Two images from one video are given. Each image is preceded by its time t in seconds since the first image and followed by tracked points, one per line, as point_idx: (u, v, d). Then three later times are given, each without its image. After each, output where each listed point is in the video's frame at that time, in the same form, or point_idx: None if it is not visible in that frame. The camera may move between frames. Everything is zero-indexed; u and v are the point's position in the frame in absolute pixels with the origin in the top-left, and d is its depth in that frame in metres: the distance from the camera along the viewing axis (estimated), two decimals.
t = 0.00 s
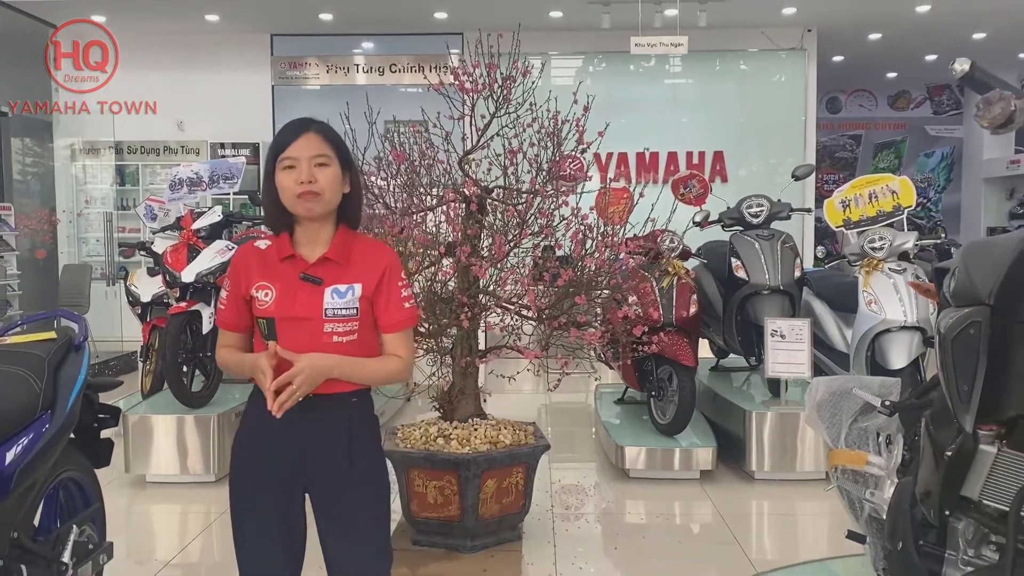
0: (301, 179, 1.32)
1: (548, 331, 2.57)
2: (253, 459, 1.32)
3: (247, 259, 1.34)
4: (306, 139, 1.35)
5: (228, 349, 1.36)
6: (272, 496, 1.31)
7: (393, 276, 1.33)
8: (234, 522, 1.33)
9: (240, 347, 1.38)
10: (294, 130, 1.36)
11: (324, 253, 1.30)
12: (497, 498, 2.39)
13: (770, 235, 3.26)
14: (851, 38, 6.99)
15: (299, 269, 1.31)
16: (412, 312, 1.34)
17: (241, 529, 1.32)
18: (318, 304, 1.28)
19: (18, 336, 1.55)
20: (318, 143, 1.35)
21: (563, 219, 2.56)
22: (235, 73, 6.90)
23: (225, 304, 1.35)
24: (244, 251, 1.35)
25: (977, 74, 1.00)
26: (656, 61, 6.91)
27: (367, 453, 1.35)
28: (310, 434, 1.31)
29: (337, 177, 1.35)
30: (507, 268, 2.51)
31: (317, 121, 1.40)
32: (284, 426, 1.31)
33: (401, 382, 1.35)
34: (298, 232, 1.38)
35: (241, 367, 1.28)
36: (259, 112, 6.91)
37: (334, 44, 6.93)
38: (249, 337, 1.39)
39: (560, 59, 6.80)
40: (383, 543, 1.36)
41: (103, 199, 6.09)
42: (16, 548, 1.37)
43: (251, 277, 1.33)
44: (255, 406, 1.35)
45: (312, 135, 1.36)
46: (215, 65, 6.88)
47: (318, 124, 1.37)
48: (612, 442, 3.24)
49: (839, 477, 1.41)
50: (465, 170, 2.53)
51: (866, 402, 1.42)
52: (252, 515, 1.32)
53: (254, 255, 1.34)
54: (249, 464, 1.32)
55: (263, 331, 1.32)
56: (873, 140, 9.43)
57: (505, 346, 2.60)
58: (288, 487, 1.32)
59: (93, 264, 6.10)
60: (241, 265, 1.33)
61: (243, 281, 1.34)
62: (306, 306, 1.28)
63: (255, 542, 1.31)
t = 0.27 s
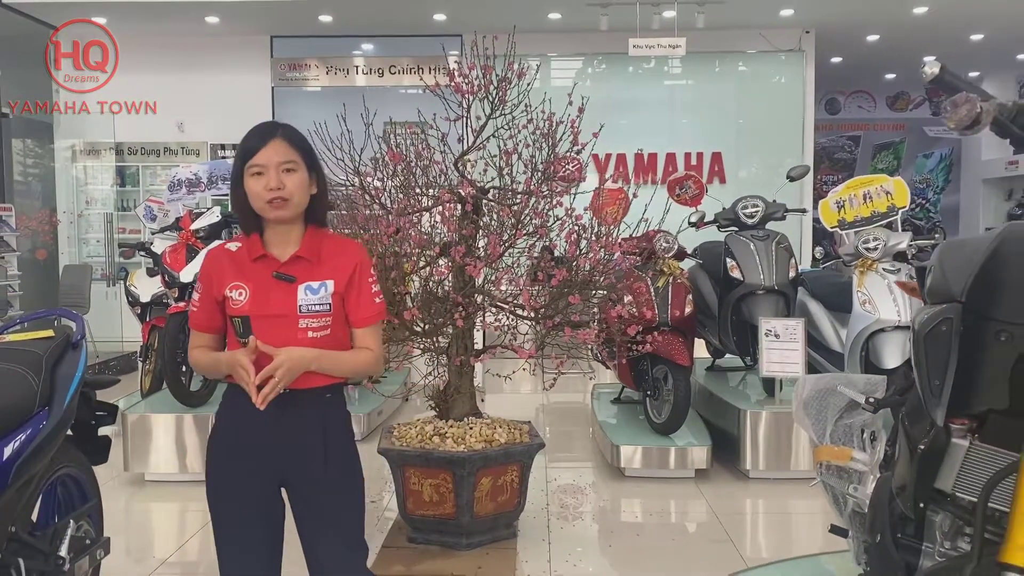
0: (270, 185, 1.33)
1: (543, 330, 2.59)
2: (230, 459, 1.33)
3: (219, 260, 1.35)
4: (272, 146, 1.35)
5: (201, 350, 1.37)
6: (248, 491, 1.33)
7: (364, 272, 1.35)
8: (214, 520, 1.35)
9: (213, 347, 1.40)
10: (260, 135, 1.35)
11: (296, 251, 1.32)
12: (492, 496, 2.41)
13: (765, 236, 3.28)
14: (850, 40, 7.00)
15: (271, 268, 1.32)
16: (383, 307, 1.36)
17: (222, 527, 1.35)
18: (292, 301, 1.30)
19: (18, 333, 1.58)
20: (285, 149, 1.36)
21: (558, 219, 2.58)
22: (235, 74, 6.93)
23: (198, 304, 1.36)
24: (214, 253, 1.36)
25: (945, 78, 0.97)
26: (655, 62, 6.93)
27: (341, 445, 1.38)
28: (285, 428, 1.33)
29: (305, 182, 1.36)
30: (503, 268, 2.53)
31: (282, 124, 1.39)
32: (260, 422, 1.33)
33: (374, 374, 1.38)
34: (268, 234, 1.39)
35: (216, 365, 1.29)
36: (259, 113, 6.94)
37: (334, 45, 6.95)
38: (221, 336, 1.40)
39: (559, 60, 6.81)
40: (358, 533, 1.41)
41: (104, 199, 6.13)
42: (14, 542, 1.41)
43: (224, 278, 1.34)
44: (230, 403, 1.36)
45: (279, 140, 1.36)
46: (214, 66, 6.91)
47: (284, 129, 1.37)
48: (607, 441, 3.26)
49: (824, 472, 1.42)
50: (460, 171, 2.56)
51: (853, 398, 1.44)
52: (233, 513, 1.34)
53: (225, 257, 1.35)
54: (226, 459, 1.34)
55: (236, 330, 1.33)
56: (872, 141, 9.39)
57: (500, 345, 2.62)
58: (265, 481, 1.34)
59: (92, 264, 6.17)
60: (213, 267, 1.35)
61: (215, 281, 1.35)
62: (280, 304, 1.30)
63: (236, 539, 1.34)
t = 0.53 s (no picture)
0: (250, 185, 1.34)
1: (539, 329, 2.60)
2: (217, 450, 1.35)
3: (200, 260, 1.36)
4: (253, 146, 1.37)
5: (183, 349, 1.36)
6: (233, 482, 1.35)
7: (344, 269, 1.38)
8: (202, 511, 1.37)
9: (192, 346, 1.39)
10: (240, 136, 1.37)
11: (277, 250, 1.34)
12: (488, 493, 2.43)
13: (761, 236, 3.30)
14: (849, 40, 7.00)
15: (252, 266, 1.34)
16: (363, 302, 1.39)
17: (210, 517, 1.37)
18: (274, 299, 1.32)
19: (15, 330, 1.60)
20: (266, 149, 1.37)
21: (553, 219, 2.60)
22: (234, 75, 6.95)
23: (179, 305, 1.36)
24: (195, 253, 1.37)
25: (921, 76, 0.89)
26: (655, 64, 6.94)
27: (326, 437, 1.40)
28: (270, 419, 1.35)
29: (284, 182, 1.38)
30: (499, 267, 2.55)
31: (262, 125, 1.41)
32: (246, 415, 1.35)
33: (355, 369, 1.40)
34: (248, 234, 1.40)
35: (201, 360, 1.29)
36: (260, 114, 6.97)
37: (333, 46, 6.96)
38: (203, 336, 1.40)
39: (559, 61, 6.84)
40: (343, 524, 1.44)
41: (104, 200, 6.17)
42: (12, 535, 1.45)
43: (205, 277, 1.34)
44: (215, 397, 1.38)
45: (259, 140, 1.37)
46: (214, 67, 6.93)
47: (264, 129, 1.39)
48: (604, 440, 3.28)
49: (810, 467, 1.45)
50: (457, 171, 2.58)
51: (838, 394, 1.47)
52: (219, 505, 1.36)
53: (207, 257, 1.36)
54: (213, 450, 1.35)
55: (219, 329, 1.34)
56: (871, 142, 9.29)
57: (497, 344, 2.64)
58: (250, 471, 1.35)
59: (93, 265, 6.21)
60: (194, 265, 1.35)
61: (196, 281, 1.35)
62: (263, 301, 1.31)
63: (224, 529, 1.36)
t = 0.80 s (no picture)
0: (243, 182, 1.35)
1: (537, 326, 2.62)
2: (212, 444, 1.37)
3: (190, 257, 1.36)
4: (245, 143, 1.37)
5: (177, 345, 1.37)
6: (230, 474, 1.37)
7: (335, 263, 1.39)
8: (199, 498, 1.39)
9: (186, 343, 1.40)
10: (233, 133, 1.38)
11: (269, 245, 1.35)
12: (486, 490, 2.44)
13: (759, 235, 3.31)
14: (849, 40, 7.00)
15: (245, 263, 1.34)
16: (355, 296, 1.41)
17: (206, 508, 1.38)
18: (267, 294, 1.33)
19: (16, 325, 1.62)
20: (258, 146, 1.39)
21: (551, 217, 2.61)
22: (235, 75, 6.97)
23: (172, 302, 1.36)
24: (185, 250, 1.37)
25: (907, 70, 0.89)
26: (655, 64, 6.95)
27: (321, 430, 1.41)
28: (265, 413, 1.36)
29: (276, 179, 1.40)
30: (497, 265, 2.57)
31: (253, 122, 1.42)
32: (242, 410, 1.36)
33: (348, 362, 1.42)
34: (239, 230, 1.41)
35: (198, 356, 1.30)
36: (261, 113, 6.99)
37: (334, 46, 6.97)
38: (195, 332, 1.41)
39: (560, 61, 6.85)
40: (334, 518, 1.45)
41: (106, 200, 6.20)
42: (12, 527, 1.46)
43: (197, 273, 1.35)
44: (211, 391, 1.39)
45: (251, 138, 1.38)
46: (215, 67, 6.95)
47: (255, 127, 1.40)
48: (602, 437, 3.29)
49: (804, 461, 1.46)
50: (456, 169, 2.59)
51: (833, 389, 1.47)
52: (214, 493, 1.38)
53: (197, 253, 1.36)
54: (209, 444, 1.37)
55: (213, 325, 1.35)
56: (871, 142, 9.27)
57: (495, 341, 2.65)
58: (247, 464, 1.37)
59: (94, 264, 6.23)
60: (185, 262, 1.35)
61: (188, 278, 1.36)
62: (257, 296, 1.33)
63: (219, 517, 1.38)
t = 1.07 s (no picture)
0: (245, 181, 1.36)
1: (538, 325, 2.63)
2: (211, 439, 1.38)
3: (192, 256, 1.37)
4: (247, 142, 1.38)
5: (179, 343, 1.39)
6: (228, 470, 1.37)
7: (334, 262, 1.39)
8: (200, 495, 1.41)
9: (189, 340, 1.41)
10: (236, 132, 1.39)
11: (267, 245, 1.35)
12: (487, 488, 2.46)
13: (759, 234, 3.32)
14: (851, 40, 7.00)
15: (244, 262, 1.36)
16: (354, 295, 1.41)
17: (206, 502, 1.40)
18: (266, 293, 1.34)
19: (22, 323, 1.64)
20: (260, 145, 1.39)
21: (552, 216, 2.62)
22: (238, 75, 6.98)
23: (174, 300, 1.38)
24: (187, 248, 1.38)
25: (899, 71, 0.92)
26: (657, 64, 6.96)
27: (319, 428, 1.41)
28: (263, 410, 1.36)
29: (278, 179, 1.41)
30: (498, 264, 2.58)
31: (255, 120, 1.43)
32: (240, 406, 1.36)
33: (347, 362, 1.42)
34: (241, 228, 1.42)
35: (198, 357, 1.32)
36: (263, 113, 7.01)
37: (336, 46, 6.98)
38: (197, 330, 1.42)
39: (562, 61, 6.86)
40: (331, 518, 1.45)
41: (109, 200, 6.28)
42: (18, 522, 1.49)
43: (198, 271, 1.36)
44: (212, 388, 1.40)
45: (254, 137, 1.39)
46: (218, 68, 6.97)
47: (257, 126, 1.41)
48: (603, 436, 3.31)
49: (801, 458, 1.48)
50: (457, 169, 2.60)
51: (829, 386, 1.50)
52: (214, 491, 1.38)
53: (199, 252, 1.37)
54: (208, 439, 1.38)
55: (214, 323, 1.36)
56: (873, 142, 9.30)
57: (496, 340, 2.66)
58: (245, 461, 1.38)
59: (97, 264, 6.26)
60: (186, 261, 1.37)
61: (189, 276, 1.38)
62: (256, 296, 1.34)
63: (218, 515, 1.39)
